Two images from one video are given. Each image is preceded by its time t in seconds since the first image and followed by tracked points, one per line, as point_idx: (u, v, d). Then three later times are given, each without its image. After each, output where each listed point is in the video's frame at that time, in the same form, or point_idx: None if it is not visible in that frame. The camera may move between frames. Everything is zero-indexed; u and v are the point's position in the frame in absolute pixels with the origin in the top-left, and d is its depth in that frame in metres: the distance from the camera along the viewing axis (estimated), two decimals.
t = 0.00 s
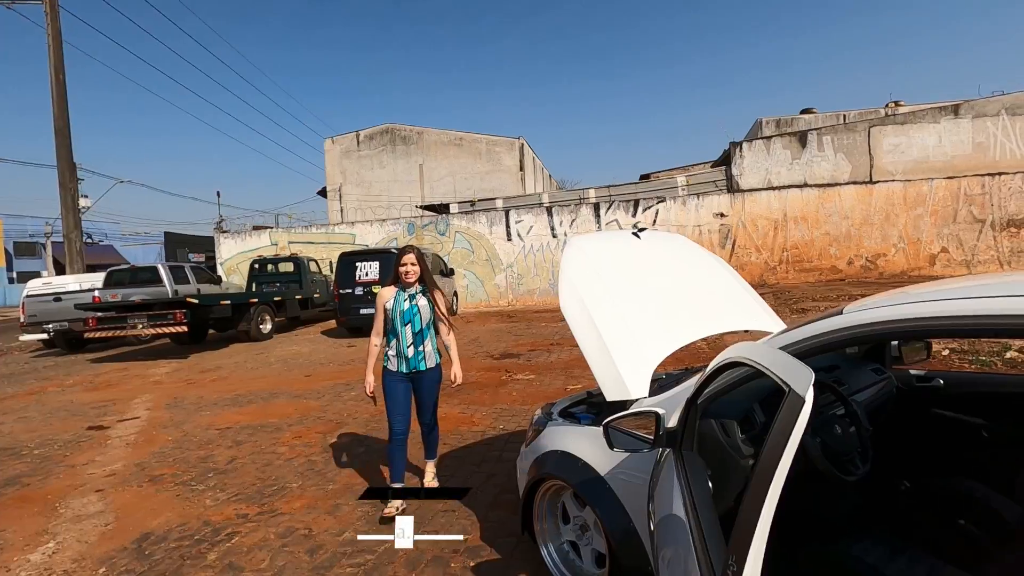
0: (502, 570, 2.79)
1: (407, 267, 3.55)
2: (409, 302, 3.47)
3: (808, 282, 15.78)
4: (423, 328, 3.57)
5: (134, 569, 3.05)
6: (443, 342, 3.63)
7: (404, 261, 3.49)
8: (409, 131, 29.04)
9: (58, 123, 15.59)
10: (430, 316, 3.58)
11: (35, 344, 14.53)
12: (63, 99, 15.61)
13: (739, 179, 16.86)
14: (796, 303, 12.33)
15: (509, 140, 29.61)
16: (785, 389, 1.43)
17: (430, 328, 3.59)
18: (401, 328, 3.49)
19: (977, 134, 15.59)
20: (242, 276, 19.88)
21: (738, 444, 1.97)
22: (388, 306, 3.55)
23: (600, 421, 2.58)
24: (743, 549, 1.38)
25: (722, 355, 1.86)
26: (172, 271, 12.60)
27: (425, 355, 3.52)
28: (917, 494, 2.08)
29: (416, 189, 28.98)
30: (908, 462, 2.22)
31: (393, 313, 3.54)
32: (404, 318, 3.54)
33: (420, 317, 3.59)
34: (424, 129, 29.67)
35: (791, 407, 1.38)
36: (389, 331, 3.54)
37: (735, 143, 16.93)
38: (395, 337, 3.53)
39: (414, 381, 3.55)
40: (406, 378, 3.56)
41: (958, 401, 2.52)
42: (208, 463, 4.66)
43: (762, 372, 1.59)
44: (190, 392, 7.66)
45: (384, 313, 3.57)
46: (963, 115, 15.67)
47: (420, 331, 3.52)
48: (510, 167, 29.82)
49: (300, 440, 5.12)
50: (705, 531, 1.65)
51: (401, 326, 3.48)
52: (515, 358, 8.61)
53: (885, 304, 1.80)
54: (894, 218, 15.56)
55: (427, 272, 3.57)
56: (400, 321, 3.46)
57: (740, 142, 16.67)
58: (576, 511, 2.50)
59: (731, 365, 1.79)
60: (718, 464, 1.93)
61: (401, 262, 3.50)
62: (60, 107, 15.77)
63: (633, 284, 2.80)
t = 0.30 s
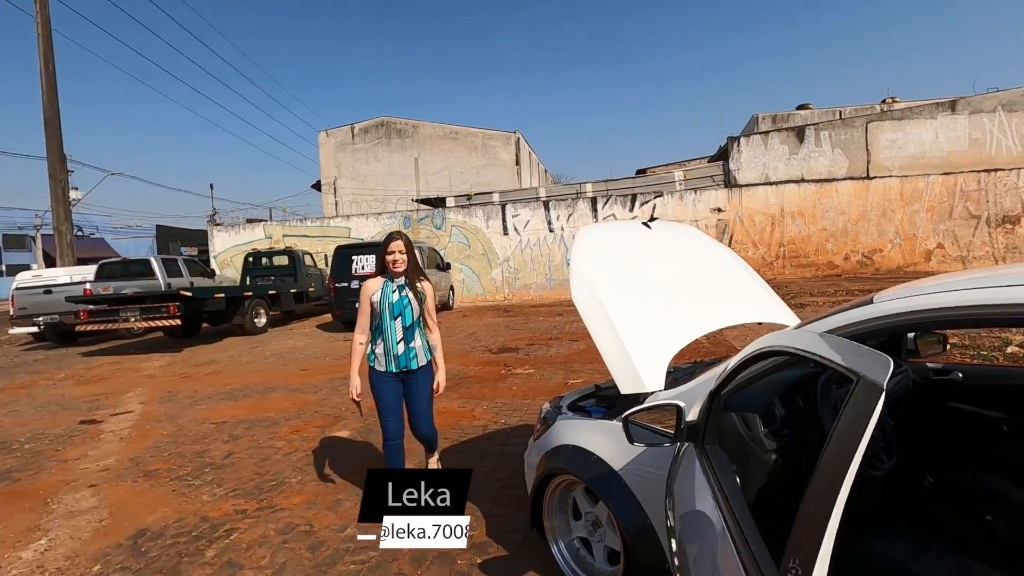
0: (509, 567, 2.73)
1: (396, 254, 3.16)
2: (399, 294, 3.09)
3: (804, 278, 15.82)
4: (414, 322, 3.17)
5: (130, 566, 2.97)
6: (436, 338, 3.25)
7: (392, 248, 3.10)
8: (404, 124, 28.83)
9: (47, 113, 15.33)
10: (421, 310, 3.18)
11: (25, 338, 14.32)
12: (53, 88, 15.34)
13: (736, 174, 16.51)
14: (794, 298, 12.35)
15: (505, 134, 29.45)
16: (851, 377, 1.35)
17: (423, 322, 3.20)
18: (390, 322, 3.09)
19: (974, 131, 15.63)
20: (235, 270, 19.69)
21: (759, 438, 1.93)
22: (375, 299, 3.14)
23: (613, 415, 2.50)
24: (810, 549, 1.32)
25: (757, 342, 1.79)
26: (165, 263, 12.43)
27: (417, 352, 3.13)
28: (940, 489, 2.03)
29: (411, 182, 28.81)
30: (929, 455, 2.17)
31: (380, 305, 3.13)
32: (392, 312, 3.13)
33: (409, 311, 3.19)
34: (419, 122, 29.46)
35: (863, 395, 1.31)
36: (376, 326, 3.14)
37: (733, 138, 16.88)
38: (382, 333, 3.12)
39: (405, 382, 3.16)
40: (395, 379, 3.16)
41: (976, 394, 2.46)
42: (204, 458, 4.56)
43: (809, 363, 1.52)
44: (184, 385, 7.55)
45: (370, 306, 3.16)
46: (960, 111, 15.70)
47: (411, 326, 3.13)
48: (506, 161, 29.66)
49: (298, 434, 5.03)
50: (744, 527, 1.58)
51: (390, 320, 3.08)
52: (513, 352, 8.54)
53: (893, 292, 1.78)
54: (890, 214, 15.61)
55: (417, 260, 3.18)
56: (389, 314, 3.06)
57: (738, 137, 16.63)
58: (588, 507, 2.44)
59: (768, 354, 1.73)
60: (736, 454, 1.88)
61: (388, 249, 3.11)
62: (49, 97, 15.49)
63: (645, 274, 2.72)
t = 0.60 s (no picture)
0: None
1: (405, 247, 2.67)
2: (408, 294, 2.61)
3: (804, 278, 15.74)
4: (425, 327, 2.69)
5: None
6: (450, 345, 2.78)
7: (401, 242, 2.64)
8: (400, 120, 28.57)
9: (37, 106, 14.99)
10: (432, 313, 2.70)
11: (14, 334, 14.00)
12: (43, 80, 15.00)
13: (737, 173, 16.67)
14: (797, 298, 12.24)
15: (502, 131, 29.25)
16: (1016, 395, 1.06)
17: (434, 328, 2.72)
18: (397, 327, 2.60)
19: (975, 131, 15.60)
20: (229, 266, 19.39)
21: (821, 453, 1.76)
22: (379, 300, 2.63)
23: (646, 423, 2.34)
24: None
25: (844, 351, 1.55)
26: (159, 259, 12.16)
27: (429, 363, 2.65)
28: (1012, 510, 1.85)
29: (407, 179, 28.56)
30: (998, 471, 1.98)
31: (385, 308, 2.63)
32: (399, 316, 2.62)
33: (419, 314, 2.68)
34: (416, 119, 29.20)
35: None
36: (380, 332, 2.64)
37: (734, 137, 16.75)
38: (387, 340, 2.63)
39: (413, 398, 2.67)
40: (402, 394, 2.67)
41: None
42: (202, 462, 4.37)
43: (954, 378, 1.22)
44: (179, 385, 7.33)
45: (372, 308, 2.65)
46: (961, 112, 15.66)
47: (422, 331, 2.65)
48: (503, 159, 29.44)
49: (299, 437, 4.83)
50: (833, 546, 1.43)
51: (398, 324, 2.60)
52: (516, 352, 8.37)
53: (977, 295, 1.55)
54: (891, 214, 15.53)
55: (428, 257, 2.71)
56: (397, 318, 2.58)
57: (739, 136, 16.52)
58: (621, 523, 2.28)
59: (863, 365, 1.49)
60: (792, 464, 1.71)
61: (395, 244, 2.63)
62: (39, 88, 15.15)
63: (679, 274, 2.56)
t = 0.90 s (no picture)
0: None
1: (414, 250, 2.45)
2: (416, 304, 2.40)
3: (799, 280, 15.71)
4: (436, 340, 2.47)
5: None
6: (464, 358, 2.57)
7: (412, 241, 2.43)
8: (391, 121, 28.31)
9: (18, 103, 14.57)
10: (444, 324, 2.50)
11: None
12: (24, 77, 14.59)
13: (731, 173, 16.18)
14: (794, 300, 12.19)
15: (494, 132, 29.07)
16: None
17: (446, 340, 2.51)
18: (405, 339, 2.41)
19: (967, 134, 15.69)
20: (217, 268, 19.03)
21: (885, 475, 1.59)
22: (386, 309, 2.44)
23: (676, 438, 2.18)
24: None
25: (939, 366, 1.37)
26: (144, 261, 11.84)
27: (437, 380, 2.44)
28: None
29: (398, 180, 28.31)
30: None
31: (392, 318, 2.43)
32: (407, 327, 2.42)
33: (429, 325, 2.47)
34: (407, 119, 28.95)
35: None
36: (386, 344, 2.46)
37: (729, 138, 16.71)
38: (392, 353, 2.44)
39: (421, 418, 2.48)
40: (409, 414, 2.48)
41: None
42: (191, 475, 4.14)
43: None
44: (166, 392, 7.06)
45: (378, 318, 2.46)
46: (953, 114, 15.73)
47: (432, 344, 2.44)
48: (495, 160, 29.25)
49: (293, 447, 4.62)
50: None
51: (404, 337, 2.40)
52: (514, 356, 8.20)
53: None
54: (885, 217, 15.56)
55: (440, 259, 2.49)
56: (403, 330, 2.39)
57: (733, 138, 16.48)
58: (651, 547, 2.10)
59: (967, 384, 1.31)
60: (855, 484, 1.56)
61: (405, 244, 2.43)
62: (20, 86, 14.74)
63: (709, 277, 2.40)
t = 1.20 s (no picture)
0: None
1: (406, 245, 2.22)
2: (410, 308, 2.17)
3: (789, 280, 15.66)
4: (434, 349, 2.23)
5: None
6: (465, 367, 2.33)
7: (402, 229, 2.22)
8: (378, 121, 27.98)
9: None
10: (443, 330, 2.25)
11: None
12: None
13: (721, 175, 16.55)
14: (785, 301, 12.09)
15: (482, 133, 28.84)
16: None
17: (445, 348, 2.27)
18: (398, 349, 2.17)
19: (952, 135, 15.81)
20: (199, 271, 18.56)
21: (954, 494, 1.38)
22: (376, 314, 2.21)
23: (699, 449, 2.00)
24: None
25: None
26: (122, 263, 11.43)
27: (436, 395, 2.22)
28: None
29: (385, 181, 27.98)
30: None
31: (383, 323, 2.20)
32: (401, 335, 2.19)
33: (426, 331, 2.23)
34: (394, 120, 28.64)
35: None
36: (378, 355, 2.23)
37: (718, 139, 16.68)
38: (386, 365, 2.22)
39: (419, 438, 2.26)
40: (406, 433, 2.25)
41: None
42: (166, 490, 3.86)
43: None
44: (142, 399, 6.73)
45: (369, 324, 2.24)
46: (939, 116, 15.85)
47: (429, 354, 2.21)
48: (483, 161, 29.03)
49: (277, 458, 4.35)
50: None
51: (397, 346, 2.17)
52: (507, 359, 7.98)
53: None
54: (873, 217, 15.54)
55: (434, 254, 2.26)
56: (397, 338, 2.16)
57: (723, 139, 16.44)
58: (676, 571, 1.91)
59: None
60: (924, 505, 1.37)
61: (396, 236, 2.22)
62: None
63: (732, 272, 2.21)
